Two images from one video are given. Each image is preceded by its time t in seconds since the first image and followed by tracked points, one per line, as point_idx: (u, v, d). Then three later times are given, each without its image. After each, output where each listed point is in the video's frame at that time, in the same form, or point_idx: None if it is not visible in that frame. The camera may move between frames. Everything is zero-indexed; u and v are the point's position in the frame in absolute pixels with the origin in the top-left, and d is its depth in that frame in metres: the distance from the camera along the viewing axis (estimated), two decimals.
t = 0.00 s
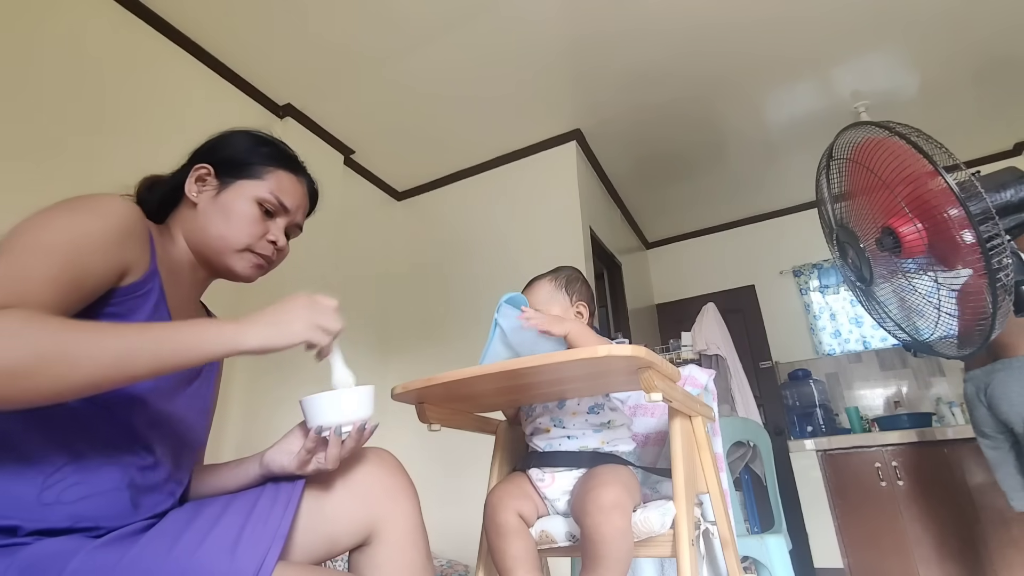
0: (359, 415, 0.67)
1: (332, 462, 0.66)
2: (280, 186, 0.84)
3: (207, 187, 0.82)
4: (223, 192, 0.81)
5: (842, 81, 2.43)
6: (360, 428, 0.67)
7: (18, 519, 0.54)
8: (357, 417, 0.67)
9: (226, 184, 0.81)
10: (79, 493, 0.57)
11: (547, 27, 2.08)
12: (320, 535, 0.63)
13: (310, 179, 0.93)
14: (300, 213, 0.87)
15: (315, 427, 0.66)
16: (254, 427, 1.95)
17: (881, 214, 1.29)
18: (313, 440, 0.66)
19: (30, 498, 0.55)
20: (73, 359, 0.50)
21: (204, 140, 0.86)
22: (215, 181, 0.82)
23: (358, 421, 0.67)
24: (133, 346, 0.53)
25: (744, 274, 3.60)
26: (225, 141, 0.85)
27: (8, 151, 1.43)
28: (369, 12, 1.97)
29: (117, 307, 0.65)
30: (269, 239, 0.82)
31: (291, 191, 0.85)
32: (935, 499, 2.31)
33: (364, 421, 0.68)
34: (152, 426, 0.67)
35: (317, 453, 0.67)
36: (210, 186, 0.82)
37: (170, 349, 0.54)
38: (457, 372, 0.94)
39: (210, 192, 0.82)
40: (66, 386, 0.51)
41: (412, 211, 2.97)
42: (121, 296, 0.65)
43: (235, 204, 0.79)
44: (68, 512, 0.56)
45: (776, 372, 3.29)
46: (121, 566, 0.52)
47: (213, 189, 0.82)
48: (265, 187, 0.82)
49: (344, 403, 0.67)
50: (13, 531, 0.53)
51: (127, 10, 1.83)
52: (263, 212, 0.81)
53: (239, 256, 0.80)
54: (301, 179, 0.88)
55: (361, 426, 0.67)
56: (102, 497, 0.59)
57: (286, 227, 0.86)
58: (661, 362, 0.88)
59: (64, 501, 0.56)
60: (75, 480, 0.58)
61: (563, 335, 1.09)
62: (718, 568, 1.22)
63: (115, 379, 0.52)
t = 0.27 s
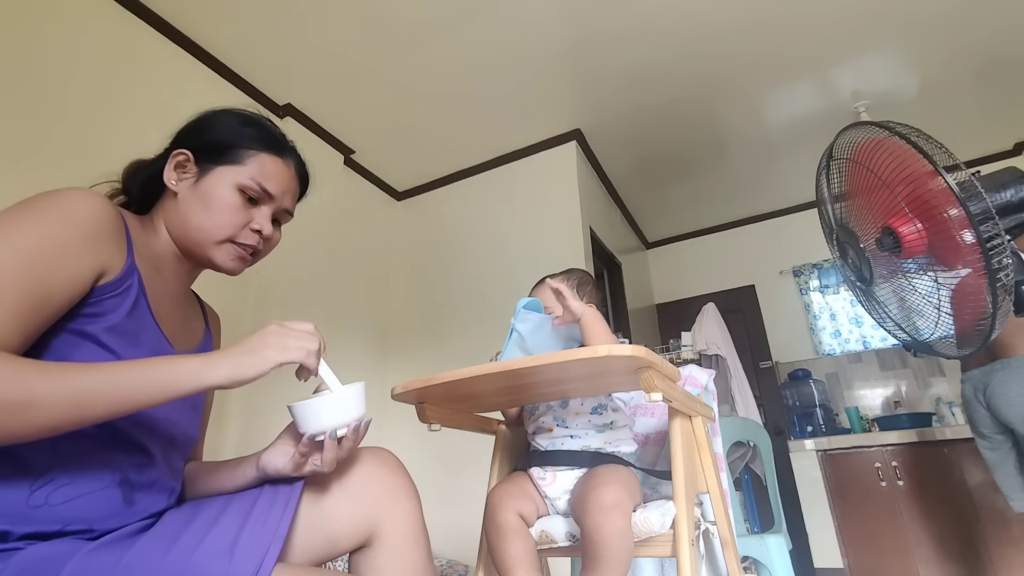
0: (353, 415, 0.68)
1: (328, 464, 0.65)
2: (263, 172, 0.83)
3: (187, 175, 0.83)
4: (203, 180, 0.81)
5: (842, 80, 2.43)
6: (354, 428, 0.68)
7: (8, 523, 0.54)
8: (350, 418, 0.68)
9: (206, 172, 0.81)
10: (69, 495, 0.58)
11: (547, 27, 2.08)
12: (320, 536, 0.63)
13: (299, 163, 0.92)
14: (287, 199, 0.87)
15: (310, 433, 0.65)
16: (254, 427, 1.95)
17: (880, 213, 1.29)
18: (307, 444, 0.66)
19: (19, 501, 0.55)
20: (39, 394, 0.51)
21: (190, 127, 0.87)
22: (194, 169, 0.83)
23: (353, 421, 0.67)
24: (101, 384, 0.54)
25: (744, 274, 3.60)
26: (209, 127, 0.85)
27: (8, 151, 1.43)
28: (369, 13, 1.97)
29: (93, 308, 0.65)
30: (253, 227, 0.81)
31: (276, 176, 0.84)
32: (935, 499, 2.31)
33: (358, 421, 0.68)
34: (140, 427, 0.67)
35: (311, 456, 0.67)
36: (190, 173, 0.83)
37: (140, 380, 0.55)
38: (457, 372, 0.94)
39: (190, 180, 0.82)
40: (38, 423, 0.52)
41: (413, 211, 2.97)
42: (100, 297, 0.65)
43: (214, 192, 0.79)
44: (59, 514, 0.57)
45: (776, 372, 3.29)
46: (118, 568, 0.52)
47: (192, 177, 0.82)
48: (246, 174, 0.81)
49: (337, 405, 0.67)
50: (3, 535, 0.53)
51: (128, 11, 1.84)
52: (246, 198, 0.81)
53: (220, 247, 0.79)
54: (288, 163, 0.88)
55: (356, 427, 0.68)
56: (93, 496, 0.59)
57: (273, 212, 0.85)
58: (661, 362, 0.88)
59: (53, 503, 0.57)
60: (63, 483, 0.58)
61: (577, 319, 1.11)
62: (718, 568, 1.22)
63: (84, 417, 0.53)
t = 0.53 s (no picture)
0: (352, 421, 0.67)
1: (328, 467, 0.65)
2: (256, 165, 0.83)
3: (178, 169, 0.83)
4: (195, 174, 0.81)
5: (842, 81, 2.43)
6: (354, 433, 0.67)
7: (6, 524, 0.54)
8: (349, 423, 0.67)
9: (197, 166, 0.81)
10: (67, 497, 0.58)
11: (547, 27, 2.08)
12: (320, 537, 0.63)
13: (294, 154, 0.92)
14: (282, 192, 0.87)
15: (309, 438, 0.65)
16: (254, 427, 1.95)
17: (880, 213, 1.29)
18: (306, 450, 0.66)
19: (17, 504, 0.55)
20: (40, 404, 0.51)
21: (180, 120, 0.87)
22: (186, 163, 0.82)
23: (353, 428, 0.66)
24: (104, 393, 0.54)
25: (744, 274, 3.60)
26: (200, 121, 0.85)
27: (8, 151, 1.43)
28: (370, 13, 1.97)
29: (90, 310, 0.65)
30: (248, 222, 0.82)
31: (269, 169, 0.84)
32: (935, 499, 2.31)
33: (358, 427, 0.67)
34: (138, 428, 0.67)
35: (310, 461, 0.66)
36: (181, 168, 0.82)
37: (144, 392, 0.55)
38: (457, 372, 0.94)
39: (181, 175, 0.82)
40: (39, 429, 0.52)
41: (412, 211, 2.96)
42: (97, 300, 0.65)
43: (207, 187, 0.79)
44: (57, 516, 0.57)
45: (776, 372, 3.29)
46: (118, 569, 0.52)
47: (184, 172, 0.82)
48: (239, 168, 0.81)
49: (336, 410, 0.66)
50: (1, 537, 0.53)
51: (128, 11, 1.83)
52: (239, 192, 0.81)
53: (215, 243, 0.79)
54: (282, 154, 0.87)
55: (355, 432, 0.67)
56: (90, 498, 0.59)
57: (268, 206, 0.85)
58: (661, 361, 0.88)
59: (52, 506, 0.57)
60: (62, 486, 0.58)
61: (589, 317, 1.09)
62: (718, 568, 1.22)
63: (89, 429, 0.53)
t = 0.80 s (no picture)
0: (360, 425, 0.68)
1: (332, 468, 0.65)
2: (255, 165, 0.83)
3: (178, 169, 0.83)
4: (194, 175, 0.81)
5: (842, 80, 2.43)
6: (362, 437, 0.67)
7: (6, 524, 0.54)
8: (357, 428, 0.67)
9: (196, 167, 0.81)
10: (67, 498, 0.58)
11: (547, 27, 2.08)
12: (320, 537, 0.63)
13: (293, 154, 0.92)
14: (282, 192, 0.87)
15: (318, 440, 0.66)
16: (253, 427, 1.95)
17: (880, 213, 1.29)
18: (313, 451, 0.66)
19: (17, 504, 0.55)
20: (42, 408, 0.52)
21: (179, 120, 0.87)
22: (185, 164, 0.82)
23: (361, 431, 0.67)
24: (107, 393, 0.54)
25: (744, 274, 3.60)
26: (199, 121, 0.85)
27: (8, 151, 1.43)
28: (370, 13, 1.97)
29: (89, 311, 0.65)
30: (247, 223, 0.81)
31: (268, 169, 0.84)
32: (935, 498, 2.31)
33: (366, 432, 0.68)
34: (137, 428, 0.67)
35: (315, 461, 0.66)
36: (180, 168, 0.83)
37: (144, 392, 0.55)
38: (456, 372, 0.94)
39: (180, 176, 0.82)
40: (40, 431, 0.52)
41: (412, 211, 2.96)
42: (97, 301, 0.65)
43: (206, 188, 0.79)
44: (57, 516, 0.56)
45: (776, 372, 3.29)
46: (117, 570, 0.52)
47: (183, 173, 0.82)
48: (238, 168, 0.81)
49: (344, 415, 0.67)
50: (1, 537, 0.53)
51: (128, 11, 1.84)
52: (239, 193, 0.82)
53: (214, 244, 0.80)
54: (281, 155, 0.87)
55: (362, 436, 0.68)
56: (90, 498, 0.59)
57: (268, 206, 0.85)
58: (661, 362, 0.88)
59: (52, 506, 0.57)
60: (62, 487, 0.58)
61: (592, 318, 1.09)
62: (718, 568, 1.22)
63: (89, 431, 0.54)
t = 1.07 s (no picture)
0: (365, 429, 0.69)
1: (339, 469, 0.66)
2: (256, 165, 0.83)
3: (178, 170, 0.82)
4: (195, 176, 0.81)
5: (842, 80, 2.43)
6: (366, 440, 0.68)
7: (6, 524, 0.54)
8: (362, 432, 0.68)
9: (196, 168, 0.81)
10: (67, 497, 0.58)
11: (547, 28, 2.08)
12: (319, 537, 0.63)
13: (293, 153, 0.92)
14: (283, 191, 0.87)
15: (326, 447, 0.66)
16: (254, 426, 1.95)
17: (880, 213, 1.29)
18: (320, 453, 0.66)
19: (17, 503, 0.55)
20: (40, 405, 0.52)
21: (178, 121, 0.87)
22: (185, 164, 0.82)
23: (367, 435, 0.68)
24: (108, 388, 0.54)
25: (744, 274, 3.60)
26: (198, 121, 0.85)
27: (8, 151, 1.43)
28: (370, 13, 1.97)
29: (89, 311, 0.65)
30: (249, 222, 0.81)
31: (268, 168, 0.84)
32: (935, 498, 2.31)
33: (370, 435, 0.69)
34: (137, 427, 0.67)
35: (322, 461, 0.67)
36: (181, 169, 0.82)
37: (144, 386, 0.56)
38: (456, 372, 0.94)
39: (181, 176, 0.82)
40: (36, 429, 0.52)
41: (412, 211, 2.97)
42: (96, 299, 0.65)
43: (207, 188, 0.79)
44: (57, 516, 0.56)
45: (776, 372, 3.29)
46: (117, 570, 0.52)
47: (184, 173, 0.82)
48: (238, 168, 0.81)
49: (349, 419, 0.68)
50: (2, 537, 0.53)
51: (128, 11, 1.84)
52: (240, 192, 0.81)
53: (217, 243, 0.79)
54: (281, 153, 0.87)
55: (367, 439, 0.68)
56: (91, 498, 0.59)
57: (269, 206, 0.86)
58: (660, 361, 0.88)
59: (53, 505, 0.57)
60: (62, 486, 0.58)
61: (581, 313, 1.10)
62: (718, 568, 1.22)
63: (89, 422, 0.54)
